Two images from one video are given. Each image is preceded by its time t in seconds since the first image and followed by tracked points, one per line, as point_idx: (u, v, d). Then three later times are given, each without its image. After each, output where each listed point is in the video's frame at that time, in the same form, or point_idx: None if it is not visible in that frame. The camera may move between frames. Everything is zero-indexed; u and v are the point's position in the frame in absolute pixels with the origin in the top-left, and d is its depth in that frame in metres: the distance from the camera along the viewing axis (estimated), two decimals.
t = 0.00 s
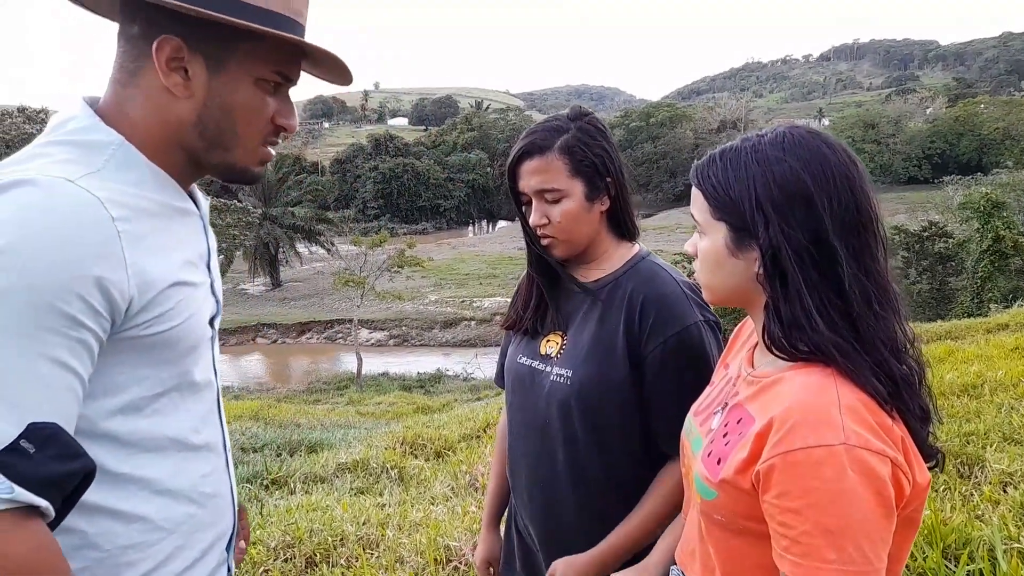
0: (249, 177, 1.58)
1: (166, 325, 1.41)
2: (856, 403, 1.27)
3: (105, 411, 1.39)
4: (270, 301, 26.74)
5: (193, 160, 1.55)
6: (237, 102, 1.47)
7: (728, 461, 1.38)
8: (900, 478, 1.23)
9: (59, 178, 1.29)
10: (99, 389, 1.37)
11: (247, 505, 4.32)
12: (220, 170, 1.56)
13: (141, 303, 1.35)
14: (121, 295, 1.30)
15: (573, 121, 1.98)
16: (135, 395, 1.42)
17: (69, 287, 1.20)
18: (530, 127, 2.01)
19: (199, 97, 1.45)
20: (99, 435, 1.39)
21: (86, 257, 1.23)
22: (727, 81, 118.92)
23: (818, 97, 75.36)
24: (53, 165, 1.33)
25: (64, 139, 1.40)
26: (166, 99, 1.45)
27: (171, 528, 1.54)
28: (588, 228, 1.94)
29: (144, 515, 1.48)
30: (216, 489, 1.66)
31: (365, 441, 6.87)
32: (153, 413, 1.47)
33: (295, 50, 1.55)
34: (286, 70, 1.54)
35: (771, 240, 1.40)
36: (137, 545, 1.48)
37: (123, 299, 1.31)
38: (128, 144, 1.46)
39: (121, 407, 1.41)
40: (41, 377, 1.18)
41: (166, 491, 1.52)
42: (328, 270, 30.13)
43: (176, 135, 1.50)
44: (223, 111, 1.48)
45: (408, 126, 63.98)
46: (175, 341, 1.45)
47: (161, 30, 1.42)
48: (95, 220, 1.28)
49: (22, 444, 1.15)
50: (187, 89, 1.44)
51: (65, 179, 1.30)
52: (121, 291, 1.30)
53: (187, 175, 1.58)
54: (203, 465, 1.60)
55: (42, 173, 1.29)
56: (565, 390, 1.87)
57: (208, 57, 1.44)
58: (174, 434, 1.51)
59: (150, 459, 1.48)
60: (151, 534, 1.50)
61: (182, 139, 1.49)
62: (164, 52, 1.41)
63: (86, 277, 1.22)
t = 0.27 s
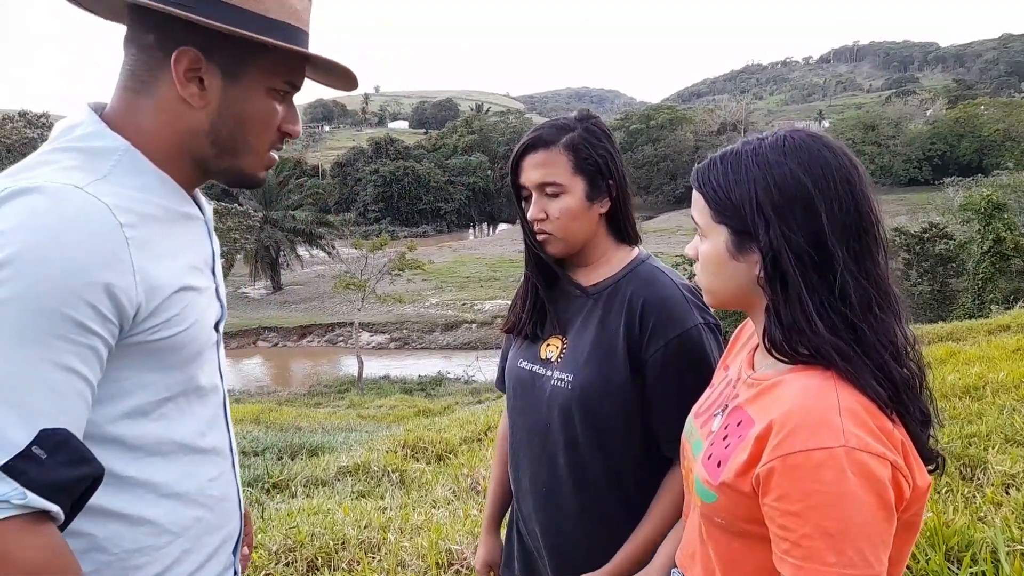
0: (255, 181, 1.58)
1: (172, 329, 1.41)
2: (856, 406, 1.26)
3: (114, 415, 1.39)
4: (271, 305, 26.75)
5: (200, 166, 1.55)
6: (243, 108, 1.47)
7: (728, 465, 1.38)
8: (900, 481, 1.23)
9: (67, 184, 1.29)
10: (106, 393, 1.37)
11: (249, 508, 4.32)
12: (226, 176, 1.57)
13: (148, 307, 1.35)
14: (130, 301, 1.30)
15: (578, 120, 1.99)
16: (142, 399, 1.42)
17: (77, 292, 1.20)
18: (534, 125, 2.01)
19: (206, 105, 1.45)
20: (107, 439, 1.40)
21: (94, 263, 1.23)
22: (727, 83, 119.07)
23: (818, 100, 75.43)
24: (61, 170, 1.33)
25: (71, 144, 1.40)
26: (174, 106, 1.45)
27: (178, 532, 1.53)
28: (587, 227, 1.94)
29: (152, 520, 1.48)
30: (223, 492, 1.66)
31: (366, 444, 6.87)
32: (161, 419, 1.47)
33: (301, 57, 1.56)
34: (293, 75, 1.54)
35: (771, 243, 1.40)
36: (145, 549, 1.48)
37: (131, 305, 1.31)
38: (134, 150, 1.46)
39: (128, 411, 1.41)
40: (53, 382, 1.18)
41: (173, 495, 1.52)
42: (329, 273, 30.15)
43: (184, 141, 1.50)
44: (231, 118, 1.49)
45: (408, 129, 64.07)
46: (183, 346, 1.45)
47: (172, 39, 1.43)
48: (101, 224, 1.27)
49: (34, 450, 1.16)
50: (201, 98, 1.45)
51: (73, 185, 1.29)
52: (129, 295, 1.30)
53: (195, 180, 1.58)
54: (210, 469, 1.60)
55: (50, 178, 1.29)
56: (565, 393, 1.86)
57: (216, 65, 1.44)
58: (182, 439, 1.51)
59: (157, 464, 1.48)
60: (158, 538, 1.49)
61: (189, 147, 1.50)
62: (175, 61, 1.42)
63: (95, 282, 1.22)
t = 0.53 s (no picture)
0: (257, 182, 1.58)
1: (171, 331, 1.41)
2: (857, 406, 1.26)
3: (114, 416, 1.39)
4: (272, 306, 26.76)
5: (200, 168, 1.55)
6: (243, 109, 1.47)
7: (727, 465, 1.38)
8: (901, 482, 1.23)
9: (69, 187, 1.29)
10: (105, 395, 1.37)
11: (249, 510, 4.32)
12: (226, 178, 1.57)
13: (147, 308, 1.35)
14: (129, 302, 1.30)
15: (587, 117, 2.02)
16: (141, 401, 1.42)
17: (78, 292, 1.20)
18: (540, 121, 2.03)
19: (207, 106, 1.45)
20: (104, 442, 1.39)
21: (93, 265, 1.23)
22: (727, 85, 119.19)
23: (818, 101, 75.44)
24: (61, 172, 1.33)
25: (72, 146, 1.40)
26: (175, 108, 1.45)
27: (176, 535, 1.53)
28: (588, 219, 1.95)
29: (148, 522, 1.48)
30: (221, 495, 1.66)
31: (366, 446, 6.87)
32: (160, 421, 1.47)
33: (300, 59, 1.56)
34: (292, 77, 1.54)
35: (770, 242, 1.40)
36: (142, 551, 1.48)
37: (130, 306, 1.31)
38: (135, 152, 1.46)
39: (127, 413, 1.41)
40: (52, 381, 1.18)
41: (171, 497, 1.52)
42: (329, 275, 30.16)
43: (185, 144, 1.50)
44: (231, 120, 1.49)
45: (408, 131, 64.15)
46: (182, 348, 1.45)
47: (173, 40, 1.43)
48: (99, 227, 1.27)
49: (32, 450, 1.15)
50: (201, 100, 1.45)
51: (73, 187, 1.30)
52: (127, 297, 1.30)
53: (195, 184, 1.58)
54: (208, 472, 1.60)
55: (51, 180, 1.29)
56: (564, 396, 1.86)
57: (216, 67, 1.44)
58: (181, 441, 1.51)
59: (154, 466, 1.48)
60: (155, 541, 1.49)
61: (190, 149, 1.50)
62: (177, 64, 1.42)
63: (93, 284, 1.22)
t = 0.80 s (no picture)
0: (257, 182, 1.58)
1: (166, 334, 1.41)
2: (855, 403, 1.26)
3: (108, 418, 1.39)
4: (272, 306, 26.77)
5: (200, 169, 1.55)
6: (242, 109, 1.47)
7: (726, 463, 1.38)
8: (899, 478, 1.23)
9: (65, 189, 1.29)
10: (98, 397, 1.37)
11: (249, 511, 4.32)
12: (226, 178, 1.57)
13: (141, 310, 1.35)
14: (121, 305, 1.30)
15: (594, 117, 2.03)
16: (136, 402, 1.42)
17: (71, 294, 1.20)
18: (544, 120, 2.05)
19: (206, 108, 1.45)
20: (98, 443, 1.40)
21: (86, 268, 1.23)
22: (728, 84, 119.17)
23: (819, 100, 75.39)
24: (56, 173, 1.33)
25: (68, 148, 1.40)
26: (175, 109, 1.45)
27: (171, 536, 1.53)
28: (593, 216, 1.96)
29: (144, 523, 1.48)
30: (217, 496, 1.66)
31: (367, 446, 6.87)
32: (155, 422, 1.47)
33: (299, 59, 1.55)
34: (292, 77, 1.54)
35: (770, 240, 1.40)
36: (136, 552, 1.47)
37: (123, 309, 1.31)
38: (133, 154, 1.46)
39: (120, 414, 1.41)
40: (43, 382, 1.18)
41: (167, 498, 1.52)
42: (330, 275, 30.18)
43: (184, 145, 1.50)
44: (231, 120, 1.48)
45: (409, 130, 64.19)
46: (176, 351, 1.45)
47: (170, 40, 1.43)
48: (92, 229, 1.27)
49: (22, 452, 1.15)
50: (201, 101, 1.45)
51: (67, 189, 1.30)
52: (121, 299, 1.30)
53: (194, 186, 1.58)
54: (204, 473, 1.60)
55: (47, 182, 1.30)
56: (563, 393, 1.87)
57: (216, 68, 1.44)
58: (176, 442, 1.51)
59: (149, 468, 1.48)
60: (149, 541, 1.49)
61: (188, 150, 1.50)
62: (177, 65, 1.42)
63: (85, 286, 1.22)
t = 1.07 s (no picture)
0: (257, 179, 1.58)
1: (164, 333, 1.42)
2: (852, 400, 1.27)
3: (104, 418, 1.39)
4: (271, 304, 26.75)
5: (200, 167, 1.55)
6: (244, 107, 1.47)
7: (723, 459, 1.38)
8: (896, 473, 1.23)
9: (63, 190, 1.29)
10: (95, 397, 1.37)
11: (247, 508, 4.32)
12: (227, 175, 1.56)
13: (138, 311, 1.35)
14: (119, 307, 1.30)
15: (595, 114, 2.04)
16: (132, 402, 1.42)
17: (69, 295, 1.20)
18: (545, 118, 2.06)
19: (209, 105, 1.45)
20: (96, 442, 1.39)
21: (85, 269, 1.23)
22: (727, 82, 119.21)
23: (818, 98, 75.35)
24: (56, 173, 1.33)
25: (66, 148, 1.40)
26: (178, 107, 1.45)
27: (170, 532, 1.53)
28: (594, 212, 1.96)
29: (142, 518, 1.48)
30: (216, 494, 1.66)
31: (366, 443, 6.89)
32: (150, 422, 1.47)
33: (302, 57, 1.55)
34: (293, 74, 1.54)
35: (765, 237, 1.40)
36: (133, 547, 1.47)
37: (121, 310, 1.31)
38: (133, 152, 1.46)
39: (117, 414, 1.41)
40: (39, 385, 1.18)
41: (165, 495, 1.52)
42: (329, 273, 30.15)
43: (185, 143, 1.50)
44: (234, 118, 1.48)
45: (408, 128, 64.13)
46: (174, 351, 1.45)
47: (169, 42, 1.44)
48: (91, 229, 1.27)
49: (19, 455, 1.15)
50: (202, 99, 1.45)
51: (65, 190, 1.30)
52: (118, 299, 1.30)
53: (194, 183, 1.58)
54: (202, 470, 1.60)
55: (47, 182, 1.30)
56: (563, 388, 1.87)
57: (219, 67, 1.44)
58: (173, 440, 1.51)
59: (147, 465, 1.48)
60: (147, 537, 1.49)
61: (189, 147, 1.49)
62: (181, 63, 1.42)
63: (81, 289, 1.22)
